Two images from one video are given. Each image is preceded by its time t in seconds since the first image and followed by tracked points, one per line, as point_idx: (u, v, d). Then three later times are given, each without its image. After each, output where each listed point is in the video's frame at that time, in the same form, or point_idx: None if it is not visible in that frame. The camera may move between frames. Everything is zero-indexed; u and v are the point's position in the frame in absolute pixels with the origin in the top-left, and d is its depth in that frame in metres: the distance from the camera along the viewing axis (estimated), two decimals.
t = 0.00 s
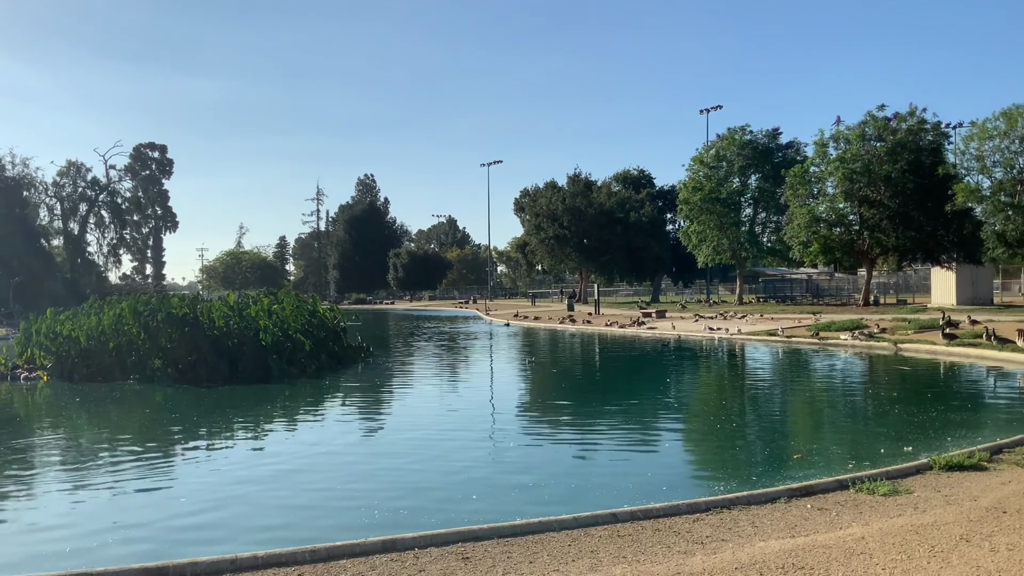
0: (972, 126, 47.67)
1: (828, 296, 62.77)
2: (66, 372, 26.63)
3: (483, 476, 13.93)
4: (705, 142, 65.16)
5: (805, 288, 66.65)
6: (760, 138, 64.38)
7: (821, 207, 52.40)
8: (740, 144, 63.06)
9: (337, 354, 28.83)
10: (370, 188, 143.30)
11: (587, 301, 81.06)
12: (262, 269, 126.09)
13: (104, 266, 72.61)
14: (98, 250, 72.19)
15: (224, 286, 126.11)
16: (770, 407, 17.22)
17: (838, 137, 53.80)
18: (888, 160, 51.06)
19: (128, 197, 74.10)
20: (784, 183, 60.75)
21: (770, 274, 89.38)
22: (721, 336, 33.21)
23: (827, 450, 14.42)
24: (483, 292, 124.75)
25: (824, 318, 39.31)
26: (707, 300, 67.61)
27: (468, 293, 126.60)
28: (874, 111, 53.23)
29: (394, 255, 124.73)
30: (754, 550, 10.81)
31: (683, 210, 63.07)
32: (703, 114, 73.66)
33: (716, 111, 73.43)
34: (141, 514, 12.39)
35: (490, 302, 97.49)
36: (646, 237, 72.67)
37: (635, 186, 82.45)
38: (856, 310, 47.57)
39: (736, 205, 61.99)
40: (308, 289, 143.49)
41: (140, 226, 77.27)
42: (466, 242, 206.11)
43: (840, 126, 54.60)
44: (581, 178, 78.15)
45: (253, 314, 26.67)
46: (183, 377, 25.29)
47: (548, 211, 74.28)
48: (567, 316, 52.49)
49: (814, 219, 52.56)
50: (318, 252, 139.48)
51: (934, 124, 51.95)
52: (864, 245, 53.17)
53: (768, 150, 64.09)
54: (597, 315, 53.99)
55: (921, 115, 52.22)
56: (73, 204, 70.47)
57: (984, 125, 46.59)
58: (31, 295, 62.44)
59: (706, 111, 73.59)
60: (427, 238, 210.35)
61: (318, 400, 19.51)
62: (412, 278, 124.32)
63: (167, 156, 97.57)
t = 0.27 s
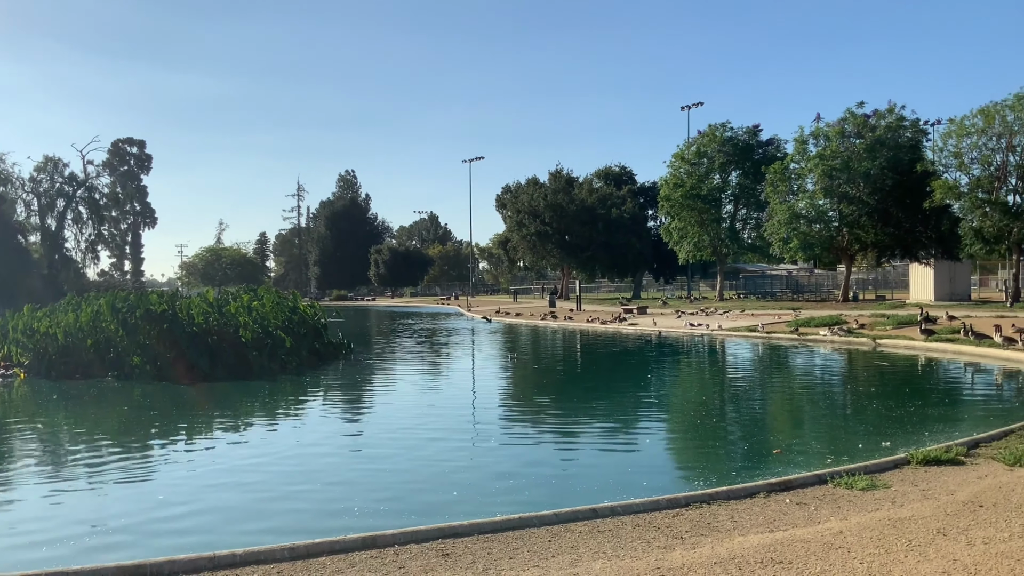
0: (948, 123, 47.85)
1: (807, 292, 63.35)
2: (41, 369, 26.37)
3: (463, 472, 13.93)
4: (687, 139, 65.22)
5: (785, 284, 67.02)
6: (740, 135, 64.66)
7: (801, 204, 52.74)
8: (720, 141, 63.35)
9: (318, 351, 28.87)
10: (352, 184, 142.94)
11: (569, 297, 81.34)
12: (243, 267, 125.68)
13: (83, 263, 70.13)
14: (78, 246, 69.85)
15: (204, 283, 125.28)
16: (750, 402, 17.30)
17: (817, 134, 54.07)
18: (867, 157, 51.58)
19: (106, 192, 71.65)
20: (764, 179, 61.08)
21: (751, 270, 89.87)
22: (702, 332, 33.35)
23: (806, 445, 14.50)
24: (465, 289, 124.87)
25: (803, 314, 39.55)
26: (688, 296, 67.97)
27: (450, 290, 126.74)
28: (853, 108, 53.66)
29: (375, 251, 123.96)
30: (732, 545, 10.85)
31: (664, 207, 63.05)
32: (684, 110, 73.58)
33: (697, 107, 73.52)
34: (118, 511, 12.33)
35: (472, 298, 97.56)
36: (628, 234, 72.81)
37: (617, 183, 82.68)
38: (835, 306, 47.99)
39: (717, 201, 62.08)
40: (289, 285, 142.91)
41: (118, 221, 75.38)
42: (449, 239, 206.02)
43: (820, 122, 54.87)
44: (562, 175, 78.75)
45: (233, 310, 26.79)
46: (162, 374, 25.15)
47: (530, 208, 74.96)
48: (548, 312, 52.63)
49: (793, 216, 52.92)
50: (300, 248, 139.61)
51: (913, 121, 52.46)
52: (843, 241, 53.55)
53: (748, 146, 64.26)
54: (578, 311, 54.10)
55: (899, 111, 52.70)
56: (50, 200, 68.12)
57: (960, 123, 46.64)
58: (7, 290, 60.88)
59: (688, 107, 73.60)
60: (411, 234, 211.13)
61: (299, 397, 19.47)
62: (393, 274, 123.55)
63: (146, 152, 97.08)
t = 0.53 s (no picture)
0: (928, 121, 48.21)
1: (788, 289, 63.84)
2: (19, 366, 26.13)
3: (444, 469, 13.93)
4: (669, 135, 65.64)
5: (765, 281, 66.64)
6: (721, 132, 64.88)
7: (782, 201, 53.22)
8: (702, 138, 63.74)
9: (300, 347, 28.85)
10: (333, 180, 141.96)
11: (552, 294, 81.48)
12: (223, 262, 125.35)
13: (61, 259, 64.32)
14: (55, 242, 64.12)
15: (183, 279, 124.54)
16: (731, 398, 17.38)
17: (797, 131, 54.53)
18: (846, 154, 51.92)
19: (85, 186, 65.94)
20: (745, 176, 61.36)
21: (732, 267, 90.39)
22: (683, 328, 33.52)
23: (786, 440, 14.60)
24: (448, 285, 124.95)
25: (783, 310, 39.83)
26: (670, 292, 68.27)
27: (431, 285, 126.64)
28: (833, 105, 53.94)
29: (358, 247, 124.01)
30: (710, 540, 10.92)
31: (646, 204, 64.06)
32: (665, 107, 74.00)
33: (679, 105, 73.72)
34: (97, 509, 12.26)
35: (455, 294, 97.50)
36: (610, 230, 73.84)
37: (600, 179, 82.81)
38: (816, 302, 48.29)
39: (699, 198, 62.59)
40: (269, 282, 141.72)
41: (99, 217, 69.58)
42: (431, 235, 205.65)
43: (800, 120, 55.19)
44: (545, 171, 78.76)
45: (213, 307, 26.88)
46: (141, 370, 25.07)
47: (512, 204, 73.92)
48: (530, 308, 52.68)
49: (774, 212, 53.45)
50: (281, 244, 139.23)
51: (892, 118, 52.92)
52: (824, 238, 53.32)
53: (730, 143, 64.40)
54: (561, 308, 54.26)
55: (879, 109, 53.04)
56: (28, 195, 62.74)
57: (939, 121, 47.05)
58: None
59: (668, 104, 73.92)
60: (392, 231, 210.84)
61: (279, 393, 19.43)
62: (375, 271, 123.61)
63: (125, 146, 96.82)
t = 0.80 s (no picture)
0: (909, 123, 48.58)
1: (769, 289, 64.22)
2: None
3: (425, 468, 13.92)
4: (651, 136, 65.78)
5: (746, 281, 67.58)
6: (703, 132, 65.03)
7: (763, 202, 53.54)
8: (685, 138, 63.64)
9: (280, 346, 28.76)
10: (315, 179, 141.60)
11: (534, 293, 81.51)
12: (204, 261, 124.84)
13: (38, 257, 61.06)
14: (31, 240, 60.52)
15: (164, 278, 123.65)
16: (712, 398, 17.45)
17: (779, 132, 54.74)
18: (828, 155, 52.10)
19: (63, 185, 63.17)
20: (727, 176, 61.53)
21: (713, 267, 90.83)
22: (664, 327, 33.63)
23: (766, 439, 14.68)
24: (430, 284, 124.97)
25: (765, 310, 40.01)
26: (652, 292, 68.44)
27: (414, 284, 126.43)
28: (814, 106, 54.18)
29: (340, 246, 123.89)
30: (690, 539, 10.97)
31: (629, 203, 64.48)
32: (649, 106, 72.91)
33: (661, 104, 73.40)
34: (75, 510, 12.16)
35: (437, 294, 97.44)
36: (592, 229, 74.23)
37: (582, 179, 83.02)
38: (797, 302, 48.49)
39: (681, 198, 62.90)
40: (252, 281, 141.22)
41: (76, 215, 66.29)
42: (414, 234, 205.26)
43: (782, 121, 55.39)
44: (528, 171, 78.70)
45: (192, 305, 26.81)
46: (120, 369, 24.96)
47: (495, 203, 73.24)
48: (513, 308, 52.64)
49: (755, 213, 53.77)
50: (262, 243, 138.82)
51: (872, 119, 53.31)
52: (804, 238, 54.06)
53: (712, 144, 64.50)
54: (544, 307, 54.21)
55: (860, 110, 53.29)
56: (5, 191, 58.32)
57: (920, 122, 47.41)
58: None
59: (651, 104, 72.82)
60: (373, 229, 209.79)
61: (260, 392, 19.35)
62: (358, 270, 123.53)
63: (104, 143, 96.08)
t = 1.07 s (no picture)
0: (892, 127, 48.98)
1: (753, 292, 64.59)
2: None
3: (409, 471, 13.88)
4: (637, 139, 65.94)
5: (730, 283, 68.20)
6: (689, 136, 65.31)
7: (748, 205, 54.13)
8: (670, 141, 64.06)
9: (265, 348, 28.74)
10: (301, 180, 141.62)
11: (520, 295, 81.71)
12: (189, 262, 124.48)
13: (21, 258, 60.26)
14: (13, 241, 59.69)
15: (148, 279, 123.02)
16: (697, 400, 17.51)
17: (764, 136, 55.04)
18: (812, 159, 52.49)
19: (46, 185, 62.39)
20: (712, 180, 61.83)
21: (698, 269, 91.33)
22: (649, 330, 33.75)
23: (749, 442, 14.75)
24: (415, 285, 125.10)
25: (749, 313, 40.24)
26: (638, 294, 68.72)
27: (401, 285, 126.65)
28: (798, 110, 54.52)
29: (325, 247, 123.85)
30: (673, 542, 10.98)
31: (614, 206, 63.94)
32: (634, 110, 74.44)
33: (647, 108, 74.28)
34: (56, 513, 12.07)
35: (422, 296, 97.45)
36: (578, 232, 74.08)
37: (568, 181, 83.27)
38: (781, 305, 48.78)
39: (667, 201, 63.27)
40: (235, 283, 140.05)
41: (60, 216, 65.35)
42: (401, 235, 205.21)
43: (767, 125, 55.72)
44: (514, 174, 79.22)
45: (176, 307, 26.78)
46: (103, 371, 24.84)
47: (481, 205, 74.66)
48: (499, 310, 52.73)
49: (740, 216, 54.24)
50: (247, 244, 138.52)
51: (856, 124, 53.61)
52: (788, 242, 53.97)
53: (697, 147, 64.75)
54: (530, 309, 54.34)
55: (843, 114, 53.64)
56: None
57: (903, 126, 47.81)
58: None
59: (638, 107, 74.58)
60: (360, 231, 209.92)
61: (244, 395, 19.30)
62: (343, 271, 123.55)
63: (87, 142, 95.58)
